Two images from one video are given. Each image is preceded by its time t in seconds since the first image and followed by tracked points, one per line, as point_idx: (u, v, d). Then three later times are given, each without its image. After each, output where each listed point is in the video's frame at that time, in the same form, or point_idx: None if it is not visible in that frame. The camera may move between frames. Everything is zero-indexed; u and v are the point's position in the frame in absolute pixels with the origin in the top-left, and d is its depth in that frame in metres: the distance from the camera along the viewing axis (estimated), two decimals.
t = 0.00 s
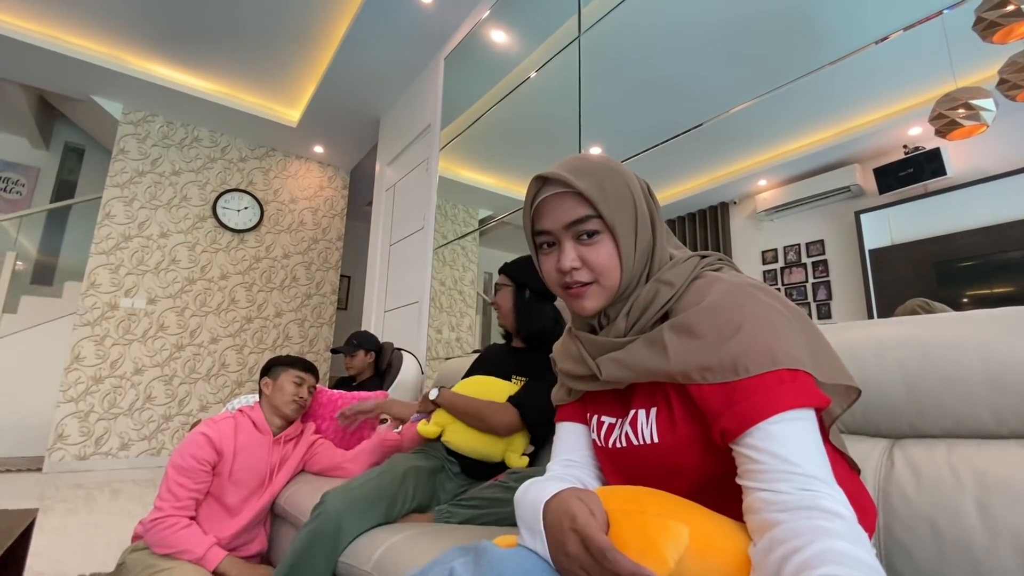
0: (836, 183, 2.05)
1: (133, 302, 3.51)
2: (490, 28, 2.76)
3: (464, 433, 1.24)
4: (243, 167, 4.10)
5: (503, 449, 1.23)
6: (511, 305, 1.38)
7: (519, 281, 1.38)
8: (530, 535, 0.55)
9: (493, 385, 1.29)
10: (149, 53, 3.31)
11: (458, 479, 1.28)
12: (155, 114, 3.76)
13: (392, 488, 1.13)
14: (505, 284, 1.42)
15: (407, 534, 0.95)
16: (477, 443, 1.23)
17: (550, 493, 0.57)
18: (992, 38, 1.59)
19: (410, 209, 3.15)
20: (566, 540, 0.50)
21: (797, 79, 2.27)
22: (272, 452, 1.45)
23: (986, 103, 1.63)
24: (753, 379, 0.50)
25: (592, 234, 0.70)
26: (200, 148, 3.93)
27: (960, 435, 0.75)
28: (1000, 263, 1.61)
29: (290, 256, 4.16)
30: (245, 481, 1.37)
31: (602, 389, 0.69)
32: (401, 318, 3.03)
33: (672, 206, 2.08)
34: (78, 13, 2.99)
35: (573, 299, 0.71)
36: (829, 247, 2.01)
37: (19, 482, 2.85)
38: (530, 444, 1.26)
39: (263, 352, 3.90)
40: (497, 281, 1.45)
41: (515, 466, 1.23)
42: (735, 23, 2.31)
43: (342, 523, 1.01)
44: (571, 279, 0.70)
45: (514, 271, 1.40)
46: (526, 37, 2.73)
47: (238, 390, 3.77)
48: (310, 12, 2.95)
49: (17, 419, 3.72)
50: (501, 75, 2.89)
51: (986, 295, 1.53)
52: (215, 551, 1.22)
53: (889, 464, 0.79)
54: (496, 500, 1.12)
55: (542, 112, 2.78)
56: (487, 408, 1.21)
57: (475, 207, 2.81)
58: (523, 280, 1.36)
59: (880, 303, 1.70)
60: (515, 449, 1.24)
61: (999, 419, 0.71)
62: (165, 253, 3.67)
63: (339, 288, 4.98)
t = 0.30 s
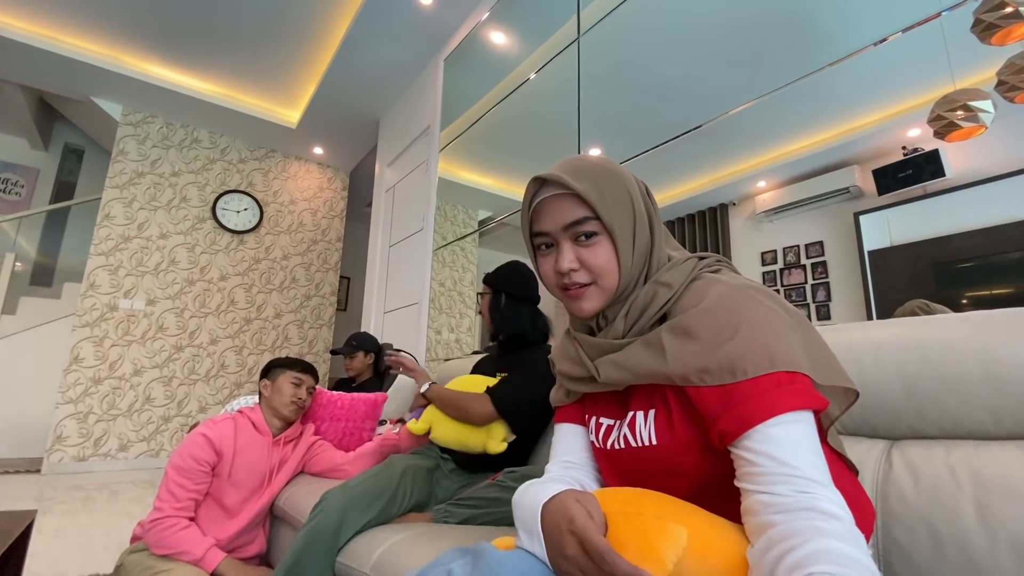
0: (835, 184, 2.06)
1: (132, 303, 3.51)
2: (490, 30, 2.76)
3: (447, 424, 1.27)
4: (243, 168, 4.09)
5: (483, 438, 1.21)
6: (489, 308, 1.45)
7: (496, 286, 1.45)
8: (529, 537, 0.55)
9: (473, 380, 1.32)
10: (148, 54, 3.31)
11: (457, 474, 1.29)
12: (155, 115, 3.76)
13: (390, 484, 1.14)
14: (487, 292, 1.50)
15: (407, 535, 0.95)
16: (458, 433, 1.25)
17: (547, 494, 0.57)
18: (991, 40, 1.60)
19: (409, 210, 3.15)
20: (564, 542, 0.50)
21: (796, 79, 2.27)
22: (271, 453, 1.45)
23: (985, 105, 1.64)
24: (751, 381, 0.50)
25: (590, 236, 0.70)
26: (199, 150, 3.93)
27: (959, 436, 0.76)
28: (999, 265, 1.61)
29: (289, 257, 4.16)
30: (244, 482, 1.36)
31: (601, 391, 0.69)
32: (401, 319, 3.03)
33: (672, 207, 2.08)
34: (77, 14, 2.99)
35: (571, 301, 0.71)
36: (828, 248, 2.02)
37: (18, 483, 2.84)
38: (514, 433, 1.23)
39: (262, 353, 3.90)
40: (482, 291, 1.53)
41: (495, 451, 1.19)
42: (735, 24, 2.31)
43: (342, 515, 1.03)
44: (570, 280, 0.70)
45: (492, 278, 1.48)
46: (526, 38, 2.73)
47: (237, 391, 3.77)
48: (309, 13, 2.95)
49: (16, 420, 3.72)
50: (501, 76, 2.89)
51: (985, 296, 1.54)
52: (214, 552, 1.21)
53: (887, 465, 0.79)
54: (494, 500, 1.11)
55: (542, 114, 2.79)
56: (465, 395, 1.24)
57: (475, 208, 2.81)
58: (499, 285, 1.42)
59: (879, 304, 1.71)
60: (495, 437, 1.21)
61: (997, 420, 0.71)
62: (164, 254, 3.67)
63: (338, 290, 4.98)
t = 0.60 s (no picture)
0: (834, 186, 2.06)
1: (131, 306, 3.50)
2: (489, 33, 2.77)
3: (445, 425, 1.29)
4: (242, 170, 4.09)
5: (483, 433, 1.23)
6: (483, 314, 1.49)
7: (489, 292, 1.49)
8: (529, 540, 0.55)
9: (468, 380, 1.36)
10: (147, 57, 3.32)
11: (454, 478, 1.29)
12: (154, 118, 3.77)
13: (384, 484, 1.14)
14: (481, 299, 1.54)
15: (406, 538, 0.95)
16: (459, 431, 1.26)
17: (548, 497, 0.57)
18: (989, 42, 1.60)
19: (409, 213, 3.16)
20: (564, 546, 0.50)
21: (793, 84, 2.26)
22: (270, 456, 1.44)
23: (983, 108, 1.67)
24: (749, 385, 0.50)
25: (591, 237, 0.70)
26: (198, 152, 3.93)
27: (958, 438, 0.76)
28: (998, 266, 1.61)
29: (289, 260, 4.16)
30: (243, 486, 1.36)
31: (601, 394, 0.69)
32: (400, 322, 3.03)
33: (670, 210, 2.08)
34: (77, 17, 2.99)
35: (571, 302, 0.72)
36: (827, 250, 2.02)
37: (16, 486, 2.84)
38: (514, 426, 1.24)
39: (261, 356, 3.89)
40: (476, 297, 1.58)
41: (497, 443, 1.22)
42: (733, 28, 2.32)
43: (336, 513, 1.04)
44: (570, 282, 0.70)
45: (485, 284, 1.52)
46: (524, 41, 2.73)
47: (236, 394, 3.77)
48: (309, 15, 2.95)
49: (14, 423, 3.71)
50: (500, 79, 2.90)
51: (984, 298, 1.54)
52: (213, 556, 1.21)
53: (887, 468, 0.79)
54: (495, 509, 1.12)
55: (541, 116, 2.79)
56: (467, 392, 1.24)
57: (474, 211, 2.81)
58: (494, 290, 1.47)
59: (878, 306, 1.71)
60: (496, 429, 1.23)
61: (996, 422, 0.72)
62: (163, 257, 3.67)
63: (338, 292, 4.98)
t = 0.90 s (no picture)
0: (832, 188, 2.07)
1: (130, 309, 3.50)
2: (488, 36, 2.77)
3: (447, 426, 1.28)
4: (241, 173, 4.10)
5: (488, 430, 1.24)
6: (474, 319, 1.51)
7: (477, 299, 1.51)
8: (529, 544, 0.54)
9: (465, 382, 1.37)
10: (147, 61, 3.32)
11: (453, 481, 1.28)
12: (153, 121, 3.77)
13: (382, 487, 1.14)
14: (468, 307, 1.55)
15: (405, 541, 0.94)
16: (459, 432, 1.26)
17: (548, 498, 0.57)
18: (985, 45, 1.63)
19: (408, 216, 3.15)
20: (564, 549, 0.49)
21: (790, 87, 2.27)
22: (270, 460, 1.44)
23: (980, 110, 1.68)
24: (756, 383, 0.49)
25: (598, 234, 0.70)
26: (197, 156, 3.93)
27: (957, 439, 0.76)
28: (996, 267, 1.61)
29: (288, 263, 4.16)
30: (242, 489, 1.36)
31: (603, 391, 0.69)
32: (399, 325, 3.03)
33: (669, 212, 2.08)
34: (76, 21, 2.99)
35: (576, 300, 0.72)
36: (826, 251, 2.02)
37: (14, 491, 2.83)
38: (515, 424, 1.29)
39: (260, 359, 3.89)
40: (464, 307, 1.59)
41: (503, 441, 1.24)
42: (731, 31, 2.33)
43: (334, 514, 1.04)
44: (577, 278, 0.70)
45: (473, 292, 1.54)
46: (523, 44, 2.74)
47: (235, 397, 3.76)
48: (307, 19, 2.96)
49: (12, 427, 3.70)
50: (499, 82, 2.90)
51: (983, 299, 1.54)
52: (212, 560, 1.21)
53: (887, 469, 0.79)
54: (494, 513, 1.12)
55: (540, 119, 2.79)
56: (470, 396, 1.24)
57: (474, 213, 2.81)
58: (481, 296, 1.49)
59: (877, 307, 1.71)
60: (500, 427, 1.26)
61: (994, 423, 0.72)
62: (162, 260, 3.67)
63: (337, 295, 4.97)
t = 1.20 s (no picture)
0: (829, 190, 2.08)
1: (129, 314, 3.50)
2: (486, 40, 2.78)
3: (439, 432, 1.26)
4: (240, 178, 4.10)
5: (483, 435, 1.24)
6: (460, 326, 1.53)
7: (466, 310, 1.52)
8: (527, 544, 0.54)
9: (458, 387, 1.36)
10: (146, 66, 3.33)
11: (450, 484, 1.28)
12: (152, 126, 3.78)
13: (375, 489, 1.14)
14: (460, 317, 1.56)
15: (406, 545, 0.94)
16: (450, 440, 1.24)
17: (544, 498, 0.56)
18: (981, 47, 1.65)
19: (408, 219, 3.15)
20: (558, 546, 0.49)
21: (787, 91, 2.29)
22: (269, 465, 1.43)
23: (976, 112, 1.70)
24: (736, 360, 0.50)
25: (619, 224, 0.70)
26: (196, 160, 3.93)
27: (959, 442, 0.75)
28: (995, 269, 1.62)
29: (287, 267, 4.16)
30: (241, 495, 1.35)
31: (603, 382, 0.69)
32: (398, 328, 3.02)
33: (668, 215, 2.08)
34: (76, 26, 3.00)
35: (590, 288, 0.71)
36: (825, 254, 2.02)
37: (13, 496, 2.82)
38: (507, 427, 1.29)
39: (259, 364, 3.88)
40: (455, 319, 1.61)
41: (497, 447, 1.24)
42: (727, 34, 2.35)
43: (327, 516, 1.03)
44: (595, 265, 0.70)
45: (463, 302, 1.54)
46: (521, 48, 2.76)
47: (234, 402, 3.75)
48: (306, 23, 2.96)
49: (10, 433, 3.69)
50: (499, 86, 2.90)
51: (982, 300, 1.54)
52: (211, 565, 1.20)
53: (888, 471, 0.79)
54: (490, 506, 1.12)
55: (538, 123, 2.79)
56: (460, 401, 1.24)
57: (473, 216, 2.80)
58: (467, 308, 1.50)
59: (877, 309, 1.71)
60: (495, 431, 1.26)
61: (996, 424, 0.71)
62: (161, 264, 3.67)
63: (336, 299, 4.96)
